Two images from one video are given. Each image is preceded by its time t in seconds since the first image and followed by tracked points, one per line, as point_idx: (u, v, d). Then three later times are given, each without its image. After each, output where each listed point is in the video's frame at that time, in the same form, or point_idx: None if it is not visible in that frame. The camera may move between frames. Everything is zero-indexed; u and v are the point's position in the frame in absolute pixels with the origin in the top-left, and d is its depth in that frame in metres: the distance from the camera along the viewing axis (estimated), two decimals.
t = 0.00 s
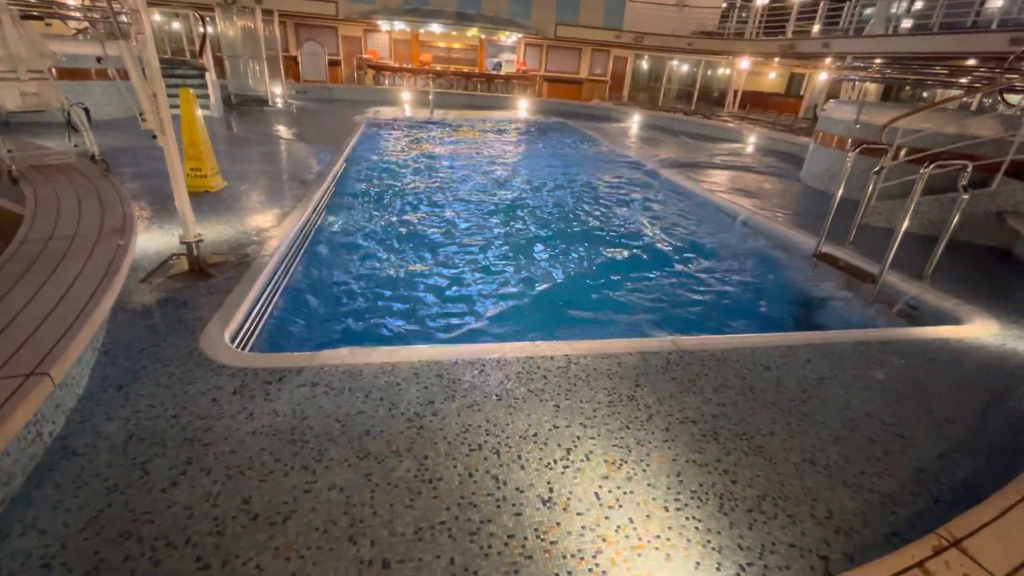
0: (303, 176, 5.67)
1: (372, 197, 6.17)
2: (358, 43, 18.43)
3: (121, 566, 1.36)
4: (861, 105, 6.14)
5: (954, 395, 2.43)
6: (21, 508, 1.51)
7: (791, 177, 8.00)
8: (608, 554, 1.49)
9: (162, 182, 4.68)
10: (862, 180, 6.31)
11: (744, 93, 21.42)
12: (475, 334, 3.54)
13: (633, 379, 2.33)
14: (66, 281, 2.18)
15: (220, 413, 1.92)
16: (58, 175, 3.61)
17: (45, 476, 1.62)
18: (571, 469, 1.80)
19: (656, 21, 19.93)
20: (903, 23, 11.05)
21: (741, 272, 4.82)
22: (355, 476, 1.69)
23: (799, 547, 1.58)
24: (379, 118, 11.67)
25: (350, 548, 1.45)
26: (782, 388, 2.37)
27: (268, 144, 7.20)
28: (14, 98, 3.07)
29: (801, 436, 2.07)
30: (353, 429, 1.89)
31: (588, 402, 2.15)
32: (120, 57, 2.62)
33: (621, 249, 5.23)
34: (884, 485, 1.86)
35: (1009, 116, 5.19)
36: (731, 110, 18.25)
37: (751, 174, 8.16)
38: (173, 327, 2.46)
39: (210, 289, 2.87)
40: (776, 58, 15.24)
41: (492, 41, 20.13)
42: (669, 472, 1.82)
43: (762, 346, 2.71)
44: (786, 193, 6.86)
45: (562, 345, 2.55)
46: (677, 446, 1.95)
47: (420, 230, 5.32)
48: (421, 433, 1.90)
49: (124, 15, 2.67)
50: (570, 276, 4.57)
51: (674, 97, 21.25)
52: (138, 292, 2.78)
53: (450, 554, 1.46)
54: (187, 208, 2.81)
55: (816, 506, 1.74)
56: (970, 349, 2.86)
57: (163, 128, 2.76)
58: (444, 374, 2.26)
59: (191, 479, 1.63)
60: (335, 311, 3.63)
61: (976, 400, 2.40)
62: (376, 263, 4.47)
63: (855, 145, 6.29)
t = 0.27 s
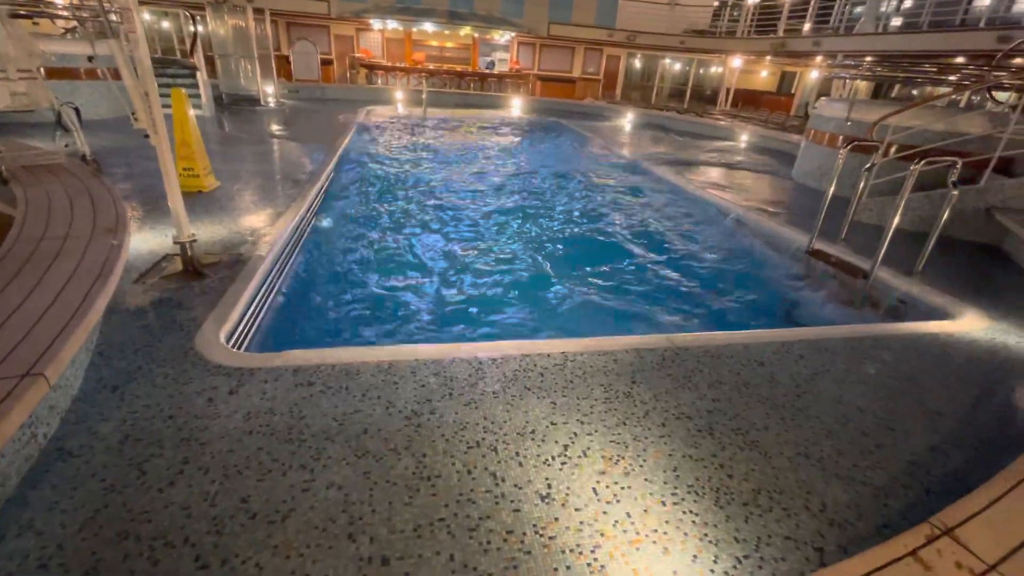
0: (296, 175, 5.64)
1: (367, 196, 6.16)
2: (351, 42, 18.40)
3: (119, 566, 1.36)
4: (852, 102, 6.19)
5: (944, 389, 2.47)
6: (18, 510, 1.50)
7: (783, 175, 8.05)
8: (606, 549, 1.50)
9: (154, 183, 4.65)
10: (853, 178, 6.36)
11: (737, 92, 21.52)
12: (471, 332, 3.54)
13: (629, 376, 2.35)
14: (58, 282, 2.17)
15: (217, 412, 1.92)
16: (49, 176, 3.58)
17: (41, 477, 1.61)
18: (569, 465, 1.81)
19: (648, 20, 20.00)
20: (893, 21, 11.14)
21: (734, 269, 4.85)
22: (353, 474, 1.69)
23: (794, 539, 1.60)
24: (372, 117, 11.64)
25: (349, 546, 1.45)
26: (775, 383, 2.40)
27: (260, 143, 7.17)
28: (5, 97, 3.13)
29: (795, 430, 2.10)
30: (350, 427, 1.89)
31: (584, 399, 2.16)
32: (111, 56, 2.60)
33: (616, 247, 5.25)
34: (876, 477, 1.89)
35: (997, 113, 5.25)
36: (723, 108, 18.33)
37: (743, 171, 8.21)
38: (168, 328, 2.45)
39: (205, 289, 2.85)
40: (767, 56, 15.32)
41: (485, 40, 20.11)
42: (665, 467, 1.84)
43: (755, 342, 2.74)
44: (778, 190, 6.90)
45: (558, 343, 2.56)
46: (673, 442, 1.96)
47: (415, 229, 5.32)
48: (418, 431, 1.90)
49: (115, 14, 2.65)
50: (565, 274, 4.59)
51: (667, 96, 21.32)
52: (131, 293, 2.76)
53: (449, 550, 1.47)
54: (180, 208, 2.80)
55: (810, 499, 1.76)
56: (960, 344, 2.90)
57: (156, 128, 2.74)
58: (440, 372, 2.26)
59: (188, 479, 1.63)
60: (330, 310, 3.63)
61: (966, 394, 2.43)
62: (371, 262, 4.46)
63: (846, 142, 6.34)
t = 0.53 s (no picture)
0: (290, 177, 5.62)
1: (361, 197, 6.15)
2: (343, 43, 18.37)
3: (118, 568, 1.36)
4: (844, 101, 6.23)
5: (936, 383, 2.49)
6: (15, 514, 1.49)
7: (776, 173, 8.10)
8: (605, 545, 1.51)
9: (148, 185, 4.62)
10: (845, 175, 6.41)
11: (729, 91, 21.63)
12: (467, 332, 3.55)
13: (626, 373, 2.36)
14: (53, 285, 2.16)
15: (214, 414, 1.92)
16: (40, 178, 3.55)
17: (38, 481, 1.61)
18: (566, 462, 1.82)
19: (641, 19, 20.07)
20: (883, 19, 11.23)
21: (728, 266, 4.87)
22: (352, 474, 1.70)
23: (790, 532, 1.61)
24: (365, 118, 11.62)
25: (349, 546, 1.46)
26: (770, 379, 2.42)
27: (253, 145, 7.14)
28: None
29: (790, 426, 2.11)
30: (348, 427, 1.90)
31: (581, 397, 2.17)
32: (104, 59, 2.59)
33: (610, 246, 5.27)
34: (869, 470, 1.91)
35: (985, 110, 5.31)
36: (716, 107, 18.41)
37: (736, 170, 8.25)
38: (164, 330, 2.45)
39: (200, 291, 2.84)
40: (759, 55, 15.41)
41: (478, 40, 20.11)
42: (662, 463, 1.85)
43: (750, 338, 2.76)
44: (771, 188, 6.95)
45: (555, 341, 2.57)
46: (670, 438, 1.98)
47: (410, 229, 5.32)
48: (416, 430, 1.91)
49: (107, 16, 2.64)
50: (561, 273, 4.61)
51: (660, 95, 21.40)
52: (126, 296, 2.75)
53: (449, 549, 1.47)
54: (174, 210, 2.79)
55: (805, 492, 1.77)
56: (951, 339, 2.93)
57: (149, 130, 2.73)
58: (437, 372, 2.26)
59: (186, 481, 1.63)
60: (326, 311, 3.63)
61: (957, 388, 2.47)
62: (366, 263, 4.46)
63: (838, 140, 6.39)
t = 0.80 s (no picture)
0: (286, 176, 5.61)
1: (357, 195, 6.14)
2: (339, 42, 18.33)
3: (117, 567, 1.36)
4: (838, 98, 6.26)
5: (930, 378, 2.52)
6: (13, 513, 1.49)
7: (771, 170, 8.13)
8: (602, 539, 1.53)
9: (142, 185, 4.60)
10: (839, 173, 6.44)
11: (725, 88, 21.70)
12: (463, 330, 3.56)
13: (622, 370, 2.37)
14: (48, 285, 2.15)
15: (211, 413, 1.92)
16: (34, 178, 3.53)
17: (35, 481, 1.60)
18: (564, 459, 1.83)
19: (637, 17, 20.09)
20: (878, 17, 11.27)
21: (724, 264, 4.89)
22: (350, 472, 1.70)
23: (785, 526, 1.63)
24: (360, 117, 11.59)
25: (348, 542, 1.46)
26: (766, 375, 2.43)
27: (248, 144, 7.11)
28: None
29: (785, 421, 2.13)
30: (346, 425, 1.90)
31: (579, 393, 2.18)
32: (98, 57, 2.57)
33: (606, 243, 5.29)
34: (863, 464, 1.93)
35: (978, 107, 5.35)
36: (712, 105, 18.45)
37: (732, 167, 8.28)
38: (160, 330, 2.44)
39: (196, 291, 2.84)
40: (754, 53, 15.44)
41: (474, 38, 20.08)
42: (659, 459, 1.86)
43: (746, 335, 2.78)
44: (767, 186, 6.97)
45: (551, 339, 2.58)
46: (666, 434, 1.99)
47: (406, 228, 5.31)
48: (414, 428, 1.91)
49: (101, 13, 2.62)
50: (557, 270, 4.62)
51: (656, 93, 21.45)
52: (121, 295, 2.74)
53: (448, 545, 1.48)
54: (169, 210, 2.78)
55: (800, 487, 1.79)
56: (944, 334, 2.95)
57: (144, 128, 2.72)
58: (435, 370, 2.27)
59: (184, 480, 1.63)
60: (321, 310, 3.62)
61: (951, 382, 2.49)
62: (362, 261, 4.46)
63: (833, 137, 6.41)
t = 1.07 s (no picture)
0: (283, 174, 5.60)
1: (354, 193, 6.14)
2: (335, 40, 18.29)
3: (117, 566, 1.36)
4: (834, 95, 6.27)
5: (926, 373, 2.53)
6: (12, 512, 1.49)
7: (768, 167, 8.14)
8: (601, 534, 1.54)
9: (139, 184, 4.59)
10: (836, 170, 6.46)
11: (722, 86, 21.72)
12: (460, 328, 3.56)
13: (620, 367, 2.38)
14: (45, 284, 2.14)
15: (210, 412, 1.92)
16: (30, 177, 3.52)
17: (34, 480, 1.60)
18: (562, 454, 1.83)
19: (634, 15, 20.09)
20: (874, 14, 11.29)
21: (721, 261, 4.90)
22: (350, 469, 1.70)
23: (782, 520, 1.64)
24: (357, 115, 11.58)
25: (347, 539, 1.47)
26: (763, 371, 2.44)
27: (245, 142, 7.10)
28: None
29: (783, 417, 2.14)
30: (345, 423, 1.90)
31: (577, 390, 2.19)
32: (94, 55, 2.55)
33: (603, 241, 5.30)
34: (860, 458, 1.94)
35: (973, 104, 5.37)
36: (709, 103, 18.47)
37: (729, 165, 8.29)
38: (158, 329, 2.44)
39: (193, 290, 2.83)
40: (751, 50, 15.46)
41: (471, 36, 20.05)
42: (657, 454, 1.87)
43: (743, 331, 2.79)
44: (764, 183, 6.99)
45: (549, 336, 2.59)
46: (664, 430, 2.00)
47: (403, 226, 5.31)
48: (413, 425, 1.92)
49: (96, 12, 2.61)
50: (555, 268, 4.63)
51: (653, 91, 21.46)
52: (119, 294, 2.73)
53: (447, 541, 1.49)
54: (167, 208, 2.77)
55: (798, 481, 1.80)
56: (940, 329, 2.97)
57: (140, 127, 2.70)
58: (433, 367, 2.27)
59: (183, 478, 1.63)
60: (318, 308, 3.62)
61: (946, 377, 2.50)
62: (360, 259, 4.47)
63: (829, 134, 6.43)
